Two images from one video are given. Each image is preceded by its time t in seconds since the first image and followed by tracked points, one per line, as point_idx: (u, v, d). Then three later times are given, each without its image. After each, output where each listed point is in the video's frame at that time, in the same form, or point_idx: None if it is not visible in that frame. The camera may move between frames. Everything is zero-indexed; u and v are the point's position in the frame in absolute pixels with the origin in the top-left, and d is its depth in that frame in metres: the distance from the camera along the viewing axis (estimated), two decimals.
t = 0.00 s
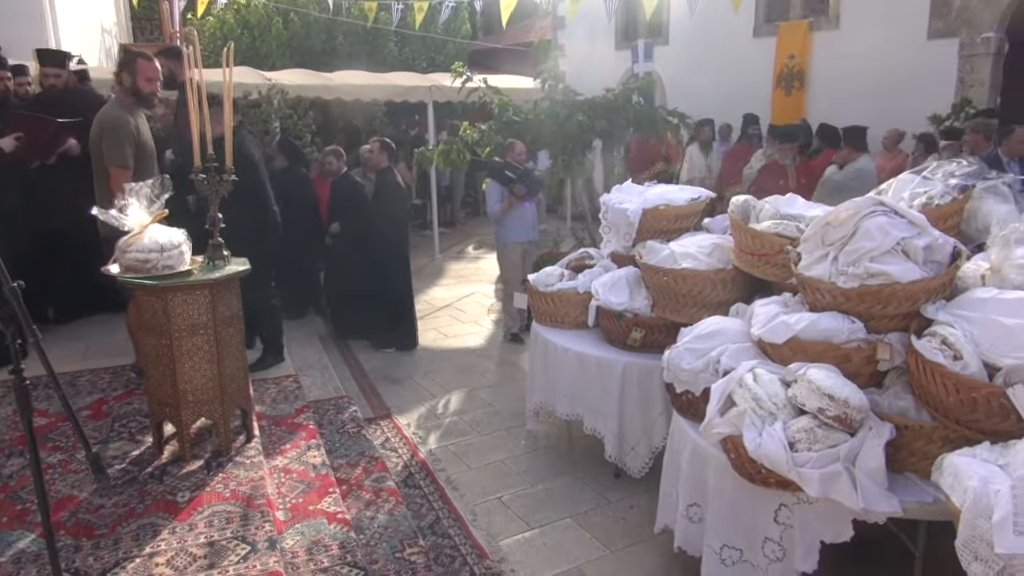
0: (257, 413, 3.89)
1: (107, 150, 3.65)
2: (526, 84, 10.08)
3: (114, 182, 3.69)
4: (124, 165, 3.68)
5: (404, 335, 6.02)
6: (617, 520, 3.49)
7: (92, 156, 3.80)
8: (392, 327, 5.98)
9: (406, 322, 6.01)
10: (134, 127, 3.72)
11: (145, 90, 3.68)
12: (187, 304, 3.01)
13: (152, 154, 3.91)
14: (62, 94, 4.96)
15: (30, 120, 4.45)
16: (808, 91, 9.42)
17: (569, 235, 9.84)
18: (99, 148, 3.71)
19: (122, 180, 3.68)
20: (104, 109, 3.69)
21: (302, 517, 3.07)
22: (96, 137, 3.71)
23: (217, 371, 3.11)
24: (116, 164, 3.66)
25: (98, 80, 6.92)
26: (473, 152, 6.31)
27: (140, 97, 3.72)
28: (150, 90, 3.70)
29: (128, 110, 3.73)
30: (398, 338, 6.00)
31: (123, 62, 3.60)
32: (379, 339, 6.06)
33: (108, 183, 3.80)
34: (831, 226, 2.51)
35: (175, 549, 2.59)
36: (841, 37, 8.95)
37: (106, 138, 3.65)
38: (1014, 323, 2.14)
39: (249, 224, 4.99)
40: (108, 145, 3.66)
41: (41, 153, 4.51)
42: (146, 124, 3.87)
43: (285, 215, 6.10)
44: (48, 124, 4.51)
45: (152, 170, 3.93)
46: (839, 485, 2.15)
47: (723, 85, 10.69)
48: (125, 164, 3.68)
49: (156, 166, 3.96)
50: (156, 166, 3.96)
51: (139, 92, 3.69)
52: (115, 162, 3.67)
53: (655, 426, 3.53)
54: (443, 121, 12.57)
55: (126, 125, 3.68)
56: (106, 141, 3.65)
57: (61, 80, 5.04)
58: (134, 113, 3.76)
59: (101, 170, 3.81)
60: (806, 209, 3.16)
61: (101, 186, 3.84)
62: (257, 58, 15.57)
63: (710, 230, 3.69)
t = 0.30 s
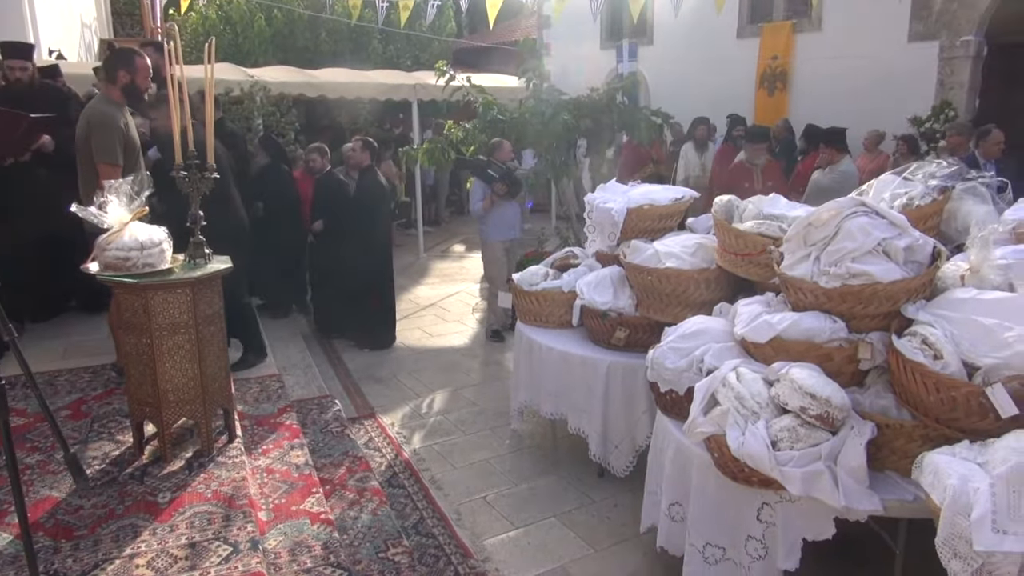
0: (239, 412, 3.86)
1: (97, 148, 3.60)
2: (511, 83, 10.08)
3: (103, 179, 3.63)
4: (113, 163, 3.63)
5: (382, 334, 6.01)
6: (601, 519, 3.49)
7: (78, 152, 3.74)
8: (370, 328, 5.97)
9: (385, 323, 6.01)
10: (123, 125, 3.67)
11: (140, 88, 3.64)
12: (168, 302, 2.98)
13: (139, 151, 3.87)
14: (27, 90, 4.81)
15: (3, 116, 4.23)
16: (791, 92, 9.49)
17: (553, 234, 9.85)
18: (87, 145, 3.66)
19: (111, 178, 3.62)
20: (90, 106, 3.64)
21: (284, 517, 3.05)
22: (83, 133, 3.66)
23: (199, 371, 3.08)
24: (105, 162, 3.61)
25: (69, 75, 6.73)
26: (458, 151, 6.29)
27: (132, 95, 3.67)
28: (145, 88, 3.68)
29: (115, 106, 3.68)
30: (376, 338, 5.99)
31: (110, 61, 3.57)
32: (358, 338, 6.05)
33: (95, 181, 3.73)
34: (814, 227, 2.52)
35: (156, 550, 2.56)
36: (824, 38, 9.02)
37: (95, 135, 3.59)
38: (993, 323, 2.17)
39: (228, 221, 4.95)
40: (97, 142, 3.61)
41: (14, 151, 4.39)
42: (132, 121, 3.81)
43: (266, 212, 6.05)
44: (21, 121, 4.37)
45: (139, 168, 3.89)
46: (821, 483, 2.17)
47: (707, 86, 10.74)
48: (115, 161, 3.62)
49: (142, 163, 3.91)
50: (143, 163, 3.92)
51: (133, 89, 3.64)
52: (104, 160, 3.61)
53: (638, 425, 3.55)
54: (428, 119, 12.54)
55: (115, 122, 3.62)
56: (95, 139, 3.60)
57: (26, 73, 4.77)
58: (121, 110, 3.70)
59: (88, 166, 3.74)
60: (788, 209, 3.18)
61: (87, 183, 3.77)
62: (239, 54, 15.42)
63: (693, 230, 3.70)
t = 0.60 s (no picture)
0: (228, 412, 3.83)
1: (89, 145, 3.57)
2: (501, 82, 10.07)
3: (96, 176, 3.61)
4: (106, 160, 3.61)
5: (371, 335, 5.99)
6: (590, 518, 3.50)
7: (67, 148, 3.70)
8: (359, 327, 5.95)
9: (374, 322, 5.99)
10: (115, 121, 3.65)
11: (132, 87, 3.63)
12: (155, 301, 2.96)
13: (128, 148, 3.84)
14: (13, 88, 4.73)
15: None
16: (779, 93, 9.53)
17: (543, 234, 9.86)
18: (79, 142, 3.63)
19: (104, 175, 3.60)
20: (81, 102, 3.60)
21: (273, 517, 3.04)
22: (74, 130, 3.62)
23: (187, 370, 3.06)
24: (98, 159, 3.58)
25: (46, 71, 6.63)
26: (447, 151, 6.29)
27: (124, 93, 3.65)
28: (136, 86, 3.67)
29: (104, 102, 3.65)
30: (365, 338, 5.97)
31: (102, 57, 3.54)
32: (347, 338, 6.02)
33: (86, 177, 3.70)
34: (802, 226, 2.54)
35: (142, 551, 2.54)
36: (812, 39, 9.07)
37: (87, 132, 3.57)
38: (978, 322, 2.19)
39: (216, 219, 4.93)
40: (89, 139, 3.58)
41: None
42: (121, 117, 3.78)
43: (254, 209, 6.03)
44: (3, 119, 4.43)
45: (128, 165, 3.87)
46: (808, 482, 2.19)
47: (696, 85, 10.77)
48: (108, 158, 3.60)
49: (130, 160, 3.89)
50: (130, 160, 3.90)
51: (125, 88, 3.63)
52: (96, 157, 3.59)
53: (627, 425, 3.55)
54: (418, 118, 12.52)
55: (107, 119, 3.60)
56: (88, 136, 3.57)
57: (14, 72, 4.64)
58: (110, 106, 3.67)
59: (77, 163, 3.70)
60: (777, 209, 3.20)
61: (76, 180, 3.73)
62: (228, 52, 15.32)
63: (682, 230, 3.72)
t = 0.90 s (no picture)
0: (218, 412, 3.82)
1: (79, 144, 3.55)
2: (491, 81, 10.06)
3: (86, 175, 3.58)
4: (96, 160, 3.58)
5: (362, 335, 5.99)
6: (581, 517, 3.51)
7: (56, 147, 3.67)
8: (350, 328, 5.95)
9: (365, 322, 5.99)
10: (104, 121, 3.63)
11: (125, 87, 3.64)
12: (144, 301, 2.95)
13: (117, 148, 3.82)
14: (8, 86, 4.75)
15: None
16: (768, 92, 9.58)
17: (534, 233, 9.86)
18: (69, 141, 3.61)
19: (93, 174, 3.57)
20: (71, 101, 3.58)
21: (263, 517, 3.04)
22: (63, 129, 3.60)
23: (176, 370, 3.05)
24: (88, 158, 3.55)
25: (29, 70, 6.56)
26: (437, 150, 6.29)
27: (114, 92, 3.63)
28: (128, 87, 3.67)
29: (94, 101, 3.63)
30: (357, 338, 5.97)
31: (94, 57, 3.54)
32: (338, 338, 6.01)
33: (75, 177, 3.67)
34: (790, 225, 2.55)
35: (132, 551, 2.53)
36: (800, 39, 9.11)
37: (77, 131, 3.55)
38: (964, 320, 2.21)
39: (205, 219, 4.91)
40: (79, 138, 3.55)
41: None
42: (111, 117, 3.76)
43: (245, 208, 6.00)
44: None
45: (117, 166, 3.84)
46: (797, 478, 2.20)
47: (685, 85, 10.81)
48: (98, 158, 3.58)
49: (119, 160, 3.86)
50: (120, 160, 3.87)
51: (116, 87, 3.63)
52: (86, 156, 3.56)
53: (618, 423, 3.56)
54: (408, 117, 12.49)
55: (97, 119, 3.57)
56: (78, 135, 3.55)
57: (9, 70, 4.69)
58: (100, 105, 3.65)
59: (67, 162, 3.67)
60: (765, 207, 3.21)
61: (64, 179, 3.70)
62: (216, 51, 15.20)
63: (672, 229, 3.73)
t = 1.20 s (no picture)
0: (207, 415, 3.80)
1: (64, 146, 3.52)
2: (478, 81, 10.06)
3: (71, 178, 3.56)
4: (81, 163, 3.56)
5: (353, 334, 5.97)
6: (573, 514, 3.52)
7: (40, 149, 3.64)
8: (340, 328, 5.92)
9: (355, 323, 5.96)
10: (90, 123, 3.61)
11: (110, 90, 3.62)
12: (132, 304, 2.93)
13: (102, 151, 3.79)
14: None
15: None
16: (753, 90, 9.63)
17: (522, 232, 9.86)
18: (53, 144, 3.58)
19: (78, 177, 3.55)
20: (56, 103, 3.56)
21: (254, 520, 3.02)
22: (48, 132, 3.58)
23: (165, 373, 3.04)
24: (73, 161, 3.53)
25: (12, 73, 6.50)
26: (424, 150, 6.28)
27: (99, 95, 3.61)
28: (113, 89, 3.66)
29: (78, 103, 3.61)
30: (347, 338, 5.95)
31: (81, 60, 3.52)
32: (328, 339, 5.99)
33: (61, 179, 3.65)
34: (777, 221, 2.57)
35: (122, 556, 2.52)
36: (785, 36, 9.16)
37: (61, 133, 3.52)
38: (948, 313, 2.23)
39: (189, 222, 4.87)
40: (64, 140, 3.53)
41: None
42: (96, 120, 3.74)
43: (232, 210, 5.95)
44: None
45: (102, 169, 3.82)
46: (786, 472, 2.22)
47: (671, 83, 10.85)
48: (83, 160, 3.55)
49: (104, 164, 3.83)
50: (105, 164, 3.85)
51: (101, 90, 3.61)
52: (71, 159, 3.54)
53: (608, 420, 3.57)
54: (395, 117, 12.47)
55: (82, 121, 3.55)
56: (62, 137, 3.52)
57: None
58: (85, 108, 3.63)
59: (52, 165, 3.65)
60: (752, 204, 3.23)
61: (48, 182, 3.67)
62: (202, 52, 15.09)
63: (660, 226, 3.75)
